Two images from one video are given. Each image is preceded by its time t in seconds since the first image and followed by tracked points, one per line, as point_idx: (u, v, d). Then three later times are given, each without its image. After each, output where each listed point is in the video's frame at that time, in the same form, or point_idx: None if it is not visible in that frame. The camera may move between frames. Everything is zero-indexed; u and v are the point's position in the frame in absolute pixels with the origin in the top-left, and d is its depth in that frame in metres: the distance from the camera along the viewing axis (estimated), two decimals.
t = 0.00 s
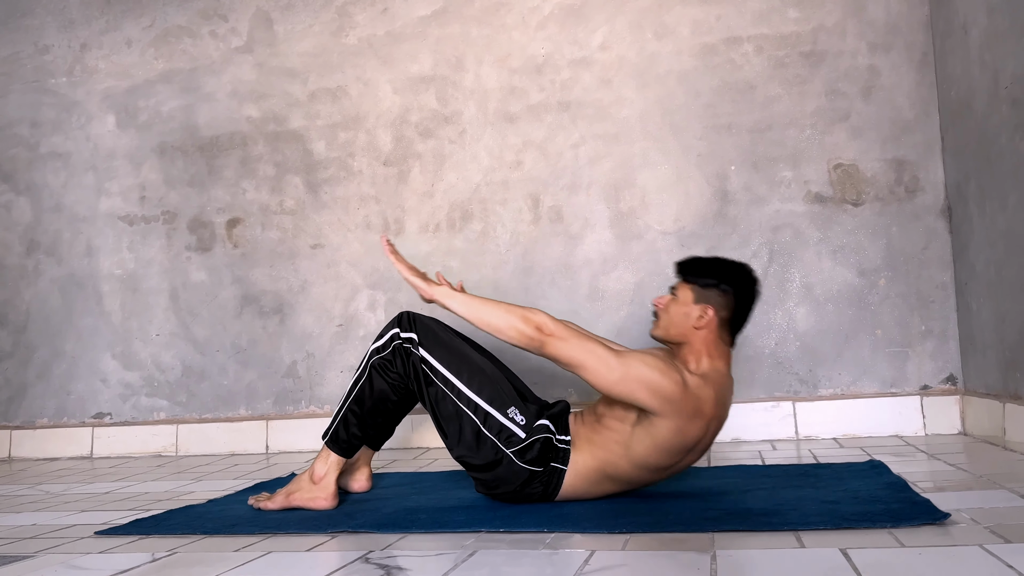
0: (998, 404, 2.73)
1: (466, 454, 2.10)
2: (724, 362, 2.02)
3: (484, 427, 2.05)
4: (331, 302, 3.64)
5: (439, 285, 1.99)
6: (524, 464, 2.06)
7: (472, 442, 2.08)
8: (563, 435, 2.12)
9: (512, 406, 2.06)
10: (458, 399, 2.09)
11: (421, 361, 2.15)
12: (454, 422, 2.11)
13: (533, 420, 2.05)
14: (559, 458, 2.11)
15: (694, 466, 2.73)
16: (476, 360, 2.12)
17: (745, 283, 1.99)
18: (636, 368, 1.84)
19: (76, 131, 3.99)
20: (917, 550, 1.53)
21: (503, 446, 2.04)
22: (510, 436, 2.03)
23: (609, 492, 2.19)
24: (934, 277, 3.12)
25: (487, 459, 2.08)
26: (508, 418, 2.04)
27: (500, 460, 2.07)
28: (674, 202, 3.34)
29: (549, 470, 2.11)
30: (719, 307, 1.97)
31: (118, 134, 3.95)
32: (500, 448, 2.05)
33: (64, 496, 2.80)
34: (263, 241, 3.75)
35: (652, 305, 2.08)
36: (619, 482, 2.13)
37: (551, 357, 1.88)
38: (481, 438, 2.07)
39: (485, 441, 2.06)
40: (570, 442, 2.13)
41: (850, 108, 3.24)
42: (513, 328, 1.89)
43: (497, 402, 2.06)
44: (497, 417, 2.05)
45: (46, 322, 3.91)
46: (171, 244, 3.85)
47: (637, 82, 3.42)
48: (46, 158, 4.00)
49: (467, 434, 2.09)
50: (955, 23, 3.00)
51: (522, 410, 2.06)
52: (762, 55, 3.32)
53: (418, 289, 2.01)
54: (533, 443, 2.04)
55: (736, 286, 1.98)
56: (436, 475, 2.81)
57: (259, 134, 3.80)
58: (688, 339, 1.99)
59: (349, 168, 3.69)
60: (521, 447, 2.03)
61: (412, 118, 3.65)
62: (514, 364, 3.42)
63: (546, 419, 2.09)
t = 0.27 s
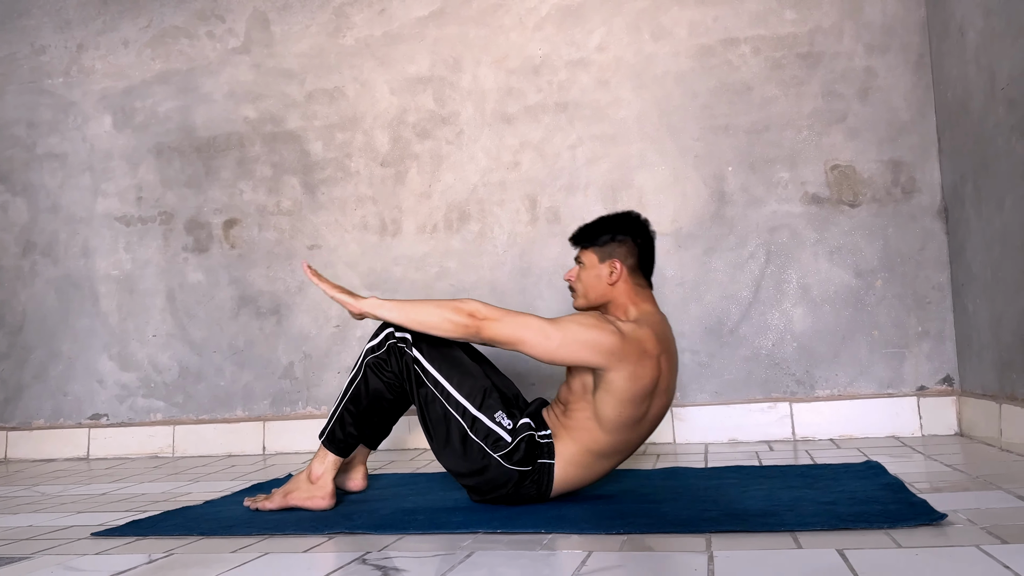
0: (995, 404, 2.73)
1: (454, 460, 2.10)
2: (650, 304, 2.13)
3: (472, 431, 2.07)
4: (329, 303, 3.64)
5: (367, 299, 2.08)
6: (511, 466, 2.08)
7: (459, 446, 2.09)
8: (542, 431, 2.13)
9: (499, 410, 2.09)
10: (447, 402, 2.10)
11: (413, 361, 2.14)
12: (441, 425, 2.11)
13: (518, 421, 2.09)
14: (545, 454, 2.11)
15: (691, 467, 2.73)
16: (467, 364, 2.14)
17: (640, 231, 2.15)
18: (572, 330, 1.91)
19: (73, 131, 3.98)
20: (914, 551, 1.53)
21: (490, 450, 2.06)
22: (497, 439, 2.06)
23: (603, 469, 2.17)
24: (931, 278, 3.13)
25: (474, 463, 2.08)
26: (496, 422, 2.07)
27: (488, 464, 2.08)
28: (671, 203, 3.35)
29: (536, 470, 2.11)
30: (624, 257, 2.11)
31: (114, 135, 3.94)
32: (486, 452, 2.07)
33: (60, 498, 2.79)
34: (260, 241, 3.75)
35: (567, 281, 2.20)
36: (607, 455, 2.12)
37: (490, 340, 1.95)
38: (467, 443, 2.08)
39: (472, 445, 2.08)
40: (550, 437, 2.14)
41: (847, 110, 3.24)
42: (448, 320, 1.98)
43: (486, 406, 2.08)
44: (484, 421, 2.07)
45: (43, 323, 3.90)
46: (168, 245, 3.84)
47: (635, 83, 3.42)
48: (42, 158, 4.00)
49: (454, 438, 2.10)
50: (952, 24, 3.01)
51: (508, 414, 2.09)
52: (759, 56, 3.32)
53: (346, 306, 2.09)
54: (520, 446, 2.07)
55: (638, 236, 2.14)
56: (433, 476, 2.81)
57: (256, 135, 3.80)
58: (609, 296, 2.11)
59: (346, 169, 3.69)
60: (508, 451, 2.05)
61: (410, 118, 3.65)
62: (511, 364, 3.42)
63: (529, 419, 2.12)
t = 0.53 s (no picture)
0: (992, 405, 2.74)
1: (444, 462, 2.11)
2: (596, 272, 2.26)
3: (461, 432, 2.07)
4: (326, 304, 3.64)
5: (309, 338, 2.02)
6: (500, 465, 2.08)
7: (448, 448, 2.09)
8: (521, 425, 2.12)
9: (488, 411, 2.08)
10: (439, 403, 2.10)
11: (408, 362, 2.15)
12: (433, 425, 2.12)
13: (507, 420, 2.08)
14: (530, 447, 2.11)
15: (689, 467, 2.73)
16: (460, 365, 2.13)
17: (591, 196, 2.29)
18: (515, 316, 2.00)
19: (70, 131, 3.97)
20: (911, 551, 1.53)
21: (479, 451, 2.06)
22: (485, 440, 2.05)
23: (587, 446, 2.21)
24: (928, 278, 3.13)
25: (463, 463, 2.09)
26: (485, 423, 2.06)
27: (476, 464, 2.08)
28: (668, 204, 3.35)
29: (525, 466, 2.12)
30: (575, 222, 2.25)
31: (112, 135, 3.94)
32: (475, 452, 2.07)
33: (56, 498, 2.78)
34: (258, 242, 3.74)
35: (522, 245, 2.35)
36: (584, 432, 2.16)
37: (439, 348, 2.01)
38: (456, 444, 2.09)
39: (462, 445, 2.08)
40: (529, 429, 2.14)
41: (844, 110, 3.25)
42: (393, 339, 2.01)
43: (475, 407, 2.08)
44: (473, 422, 2.06)
45: (40, 323, 3.89)
46: (165, 245, 3.83)
47: (632, 84, 3.42)
48: (39, 159, 3.99)
49: (443, 439, 2.10)
50: (949, 24, 3.01)
51: (497, 415, 2.08)
52: (757, 57, 3.33)
53: (290, 350, 2.02)
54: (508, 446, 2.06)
55: (592, 202, 2.28)
56: (430, 476, 2.80)
57: (254, 135, 3.80)
58: (558, 261, 2.26)
59: (344, 169, 3.69)
60: (496, 451, 2.05)
61: (407, 118, 3.65)
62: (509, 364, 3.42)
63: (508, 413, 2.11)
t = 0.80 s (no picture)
0: (989, 405, 2.74)
1: (432, 461, 2.12)
2: (541, 250, 2.28)
3: (447, 430, 2.08)
4: (325, 304, 3.63)
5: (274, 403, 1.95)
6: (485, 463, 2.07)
7: (436, 448, 2.10)
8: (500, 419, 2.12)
9: (472, 409, 2.08)
10: (425, 402, 2.11)
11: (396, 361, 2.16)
12: (421, 425, 2.13)
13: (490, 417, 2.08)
14: (508, 436, 2.10)
15: (687, 467, 2.74)
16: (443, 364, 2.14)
17: (537, 170, 2.31)
18: (463, 310, 2.03)
19: (68, 131, 3.97)
20: (909, 551, 1.53)
21: (463, 449, 2.06)
22: (469, 437, 2.05)
23: (561, 421, 2.21)
24: (926, 278, 3.14)
25: (452, 461, 2.10)
26: (467, 420, 2.06)
27: (464, 461, 2.08)
28: (667, 204, 3.35)
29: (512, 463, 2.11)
30: (529, 199, 2.27)
31: (109, 135, 3.93)
32: (461, 450, 2.07)
33: (54, 499, 2.78)
34: (256, 242, 3.74)
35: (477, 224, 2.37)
36: (553, 407, 2.16)
37: (400, 368, 2.01)
38: (443, 444, 2.09)
39: (448, 445, 2.09)
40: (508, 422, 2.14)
41: (842, 110, 3.25)
42: (355, 377, 1.99)
43: (459, 405, 2.08)
44: (456, 419, 2.07)
45: (37, 323, 3.89)
46: (163, 245, 3.83)
47: (631, 84, 3.42)
48: (37, 158, 3.98)
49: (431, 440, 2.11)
50: (946, 25, 3.02)
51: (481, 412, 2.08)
52: (755, 57, 3.33)
53: (257, 422, 1.92)
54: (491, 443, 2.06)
55: (547, 179, 2.30)
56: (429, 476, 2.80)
57: (252, 135, 3.79)
58: (509, 241, 2.28)
59: (342, 169, 3.69)
60: (479, 448, 2.05)
61: (406, 118, 3.65)
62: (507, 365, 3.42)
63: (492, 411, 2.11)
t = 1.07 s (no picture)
0: (988, 405, 2.74)
1: (426, 459, 2.11)
2: (477, 239, 2.34)
3: (438, 427, 2.08)
4: (323, 303, 3.63)
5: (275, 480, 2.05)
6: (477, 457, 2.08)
7: (429, 447, 2.10)
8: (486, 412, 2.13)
9: (461, 403, 2.08)
10: (414, 400, 2.11)
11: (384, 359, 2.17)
12: (413, 424, 2.13)
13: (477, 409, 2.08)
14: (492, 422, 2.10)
15: (686, 467, 2.74)
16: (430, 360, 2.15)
17: (460, 164, 2.37)
18: (413, 314, 2.07)
19: (66, 131, 3.97)
20: (908, 551, 1.53)
21: (456, 443, 2.06)
22: (459, 432, 2.05)
23: (534, 400, 2.23)
24: (925, 278, 3.14)
25: (445, 458, 2.09)
26: (457, 415, 2.06)
27: (457, 456, 2.08)
28: (665, 204, 3.35)
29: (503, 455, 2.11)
30: (462, 193, 2.33)
31: (108, 134, 3.93)
32: (453, 445, 2.07)
33: (53, 498, 2.78)
34: (255, 241, 3.74)
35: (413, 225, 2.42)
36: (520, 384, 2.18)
37: (377, 394, 2.04)
38: (435, 441, 2.09)
39: (440, 441, 2.08)
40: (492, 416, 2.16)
41: (841, 110, 3.25)
42: (341, 421, 2.01)
43: (447, 400, 2.08)
44: (446, 415, 2.07)
45: (36, 323, 3.89)
46: (162, 244, 3.83)
47: (629, 84, 3.42)
48: (35, 158, 3.98)
49: (423, 439, 2.12)
50: (945, 25, 3.02)
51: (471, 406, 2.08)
52: (754, 57, 3.33)
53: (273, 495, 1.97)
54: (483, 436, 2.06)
55: (476, 173, 2.37)
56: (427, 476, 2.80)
57: (251, 135, 3.79)
58: (445, 238, 2.33)
59: (341, 169, 3.69)
60: (472, 442, 2.05)
61: (405, 118, 3.64)
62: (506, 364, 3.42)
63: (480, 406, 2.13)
